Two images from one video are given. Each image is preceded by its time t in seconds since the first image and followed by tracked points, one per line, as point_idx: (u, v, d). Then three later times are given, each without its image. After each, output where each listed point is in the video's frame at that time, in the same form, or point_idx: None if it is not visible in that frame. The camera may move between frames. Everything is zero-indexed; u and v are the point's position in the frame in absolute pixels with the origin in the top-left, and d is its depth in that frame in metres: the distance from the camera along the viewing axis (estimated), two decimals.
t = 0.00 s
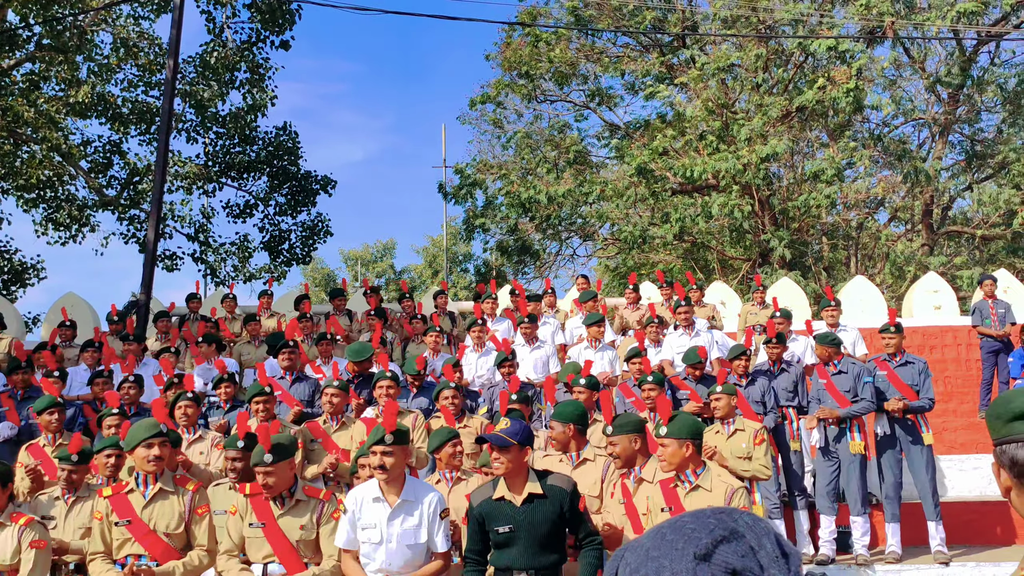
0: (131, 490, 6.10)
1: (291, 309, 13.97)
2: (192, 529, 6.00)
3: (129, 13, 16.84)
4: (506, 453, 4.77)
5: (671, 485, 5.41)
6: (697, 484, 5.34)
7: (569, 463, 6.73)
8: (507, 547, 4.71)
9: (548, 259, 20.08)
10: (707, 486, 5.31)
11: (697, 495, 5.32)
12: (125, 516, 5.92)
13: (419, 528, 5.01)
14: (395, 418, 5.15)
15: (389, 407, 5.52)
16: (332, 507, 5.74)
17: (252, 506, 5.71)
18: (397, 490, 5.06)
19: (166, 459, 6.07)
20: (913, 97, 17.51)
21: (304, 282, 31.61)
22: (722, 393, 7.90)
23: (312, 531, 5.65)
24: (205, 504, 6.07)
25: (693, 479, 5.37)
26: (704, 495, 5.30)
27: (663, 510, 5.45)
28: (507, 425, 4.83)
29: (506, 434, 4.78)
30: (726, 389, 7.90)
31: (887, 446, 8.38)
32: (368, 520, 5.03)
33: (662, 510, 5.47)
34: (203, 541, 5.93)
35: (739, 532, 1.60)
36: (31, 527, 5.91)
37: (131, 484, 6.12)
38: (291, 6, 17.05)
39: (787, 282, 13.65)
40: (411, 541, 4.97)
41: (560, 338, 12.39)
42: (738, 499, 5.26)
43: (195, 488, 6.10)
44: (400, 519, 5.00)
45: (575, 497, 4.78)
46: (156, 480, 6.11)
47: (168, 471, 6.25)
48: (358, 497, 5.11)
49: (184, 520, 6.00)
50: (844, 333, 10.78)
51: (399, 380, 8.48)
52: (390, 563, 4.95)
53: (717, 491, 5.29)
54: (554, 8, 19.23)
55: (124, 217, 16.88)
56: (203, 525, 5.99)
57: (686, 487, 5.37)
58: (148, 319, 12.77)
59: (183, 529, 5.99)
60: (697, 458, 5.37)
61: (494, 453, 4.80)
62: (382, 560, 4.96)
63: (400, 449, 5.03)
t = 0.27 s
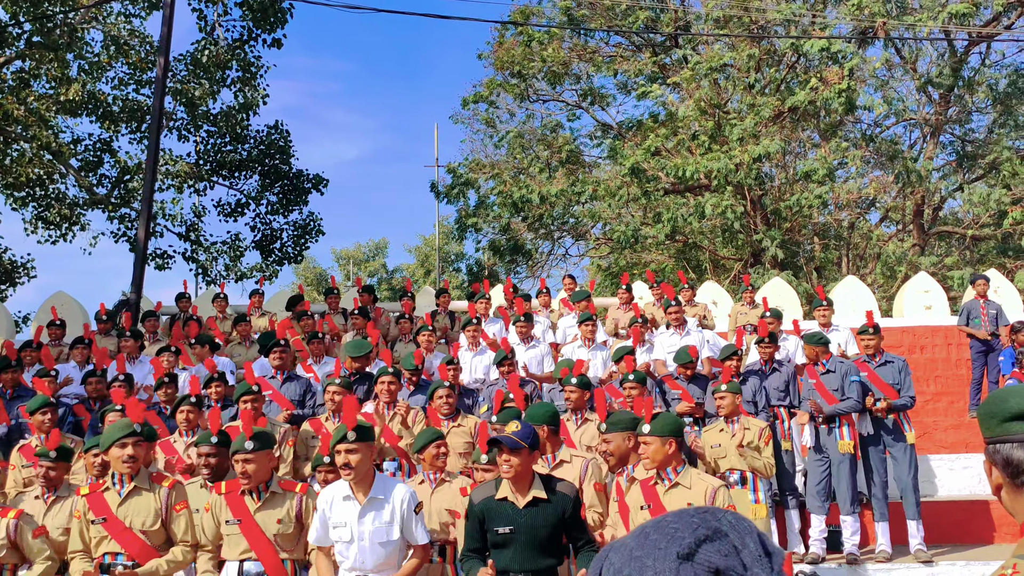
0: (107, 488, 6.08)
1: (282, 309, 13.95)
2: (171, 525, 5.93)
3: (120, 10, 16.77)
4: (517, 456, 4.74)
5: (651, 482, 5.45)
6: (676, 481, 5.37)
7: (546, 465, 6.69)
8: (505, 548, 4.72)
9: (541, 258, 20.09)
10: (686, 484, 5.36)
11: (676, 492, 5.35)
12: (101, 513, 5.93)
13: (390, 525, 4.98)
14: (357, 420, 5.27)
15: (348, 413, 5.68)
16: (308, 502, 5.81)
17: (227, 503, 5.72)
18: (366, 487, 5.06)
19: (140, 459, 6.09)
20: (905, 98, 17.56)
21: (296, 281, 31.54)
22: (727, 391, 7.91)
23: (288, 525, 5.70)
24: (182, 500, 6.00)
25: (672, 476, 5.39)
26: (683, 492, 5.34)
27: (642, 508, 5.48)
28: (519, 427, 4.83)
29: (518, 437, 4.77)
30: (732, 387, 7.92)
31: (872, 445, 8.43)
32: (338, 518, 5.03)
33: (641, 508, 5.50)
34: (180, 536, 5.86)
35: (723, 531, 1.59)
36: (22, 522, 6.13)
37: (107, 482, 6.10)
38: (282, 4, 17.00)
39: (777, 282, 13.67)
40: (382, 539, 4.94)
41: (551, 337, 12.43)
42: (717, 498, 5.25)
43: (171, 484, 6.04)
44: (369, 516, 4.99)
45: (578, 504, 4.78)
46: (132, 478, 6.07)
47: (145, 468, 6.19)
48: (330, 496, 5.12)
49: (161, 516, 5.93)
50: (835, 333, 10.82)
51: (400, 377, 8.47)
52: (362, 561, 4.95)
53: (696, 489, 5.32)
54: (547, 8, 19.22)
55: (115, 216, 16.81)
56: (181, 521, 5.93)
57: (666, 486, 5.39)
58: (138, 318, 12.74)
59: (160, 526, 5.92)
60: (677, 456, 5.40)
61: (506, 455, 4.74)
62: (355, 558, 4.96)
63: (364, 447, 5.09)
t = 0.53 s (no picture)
0: (88, 487, 6.09)
1: (284, 307, 13.99)
2: (151, 525, 5.99)
3: (124, 10, 16.80)
4: (516, 446, 4.80)
5: (637, 488, 5.46)
6: (663, 484, 5.41)
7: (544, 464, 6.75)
8: (499, 543, 4.75)
9: (543, 257, 20.12)
10: (673, 485, 5.40)
11: (664, 495, 5.40)
12: (83, 513, 5.91)
13: (359, 523, 5.02)
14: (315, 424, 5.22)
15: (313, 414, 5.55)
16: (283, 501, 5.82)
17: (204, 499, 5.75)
18: (333, 487, 5.09)
19: (116, 459, 6.14)
20: (908, 96, 17.55)
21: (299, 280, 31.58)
22: (734, 390, 7.95)
23: (262, 523, 5.71)
24: (163, 500, 6.06)
25: (658, 480, 5.44)
26: (671, 494, 5.39)
27: (630, 511, 5.50)
28: (517, 419, 4.89)
29: (519, 428, 4.86)
30: (739, 385, 7.96)
31: (877, 446, 8.40)
32: (308, 517, 5.08)
33: (628, 512, 5.56)
34: (159, 536, 5.93)
35: (727, 529, 1.60)
36: (34, 522, 6.10)
37: (88, 482, 6.11)
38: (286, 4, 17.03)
39: (780, 281, 13.65)
40: (351, 536, 4.99)
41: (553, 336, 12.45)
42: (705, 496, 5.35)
43: (152, 484, 6.10)
44: (337, 514, 5.03)
45: (573, 499, 4.78)
46: (112, 478, 6.11)
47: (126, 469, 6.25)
48: (298, 497, 5.16)
49: (142, 517, 5.99)
50: (838, 333, 10.83)
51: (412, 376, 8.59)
52: (334, 559, 5.01)
53: (683, 489, 5.38)
54: (549, 6, 19.23)
55: (119, 214, 16.85)
56: (161, 521, 5.99)
57: (653, 489, 5.43)
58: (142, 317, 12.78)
59: (141, 525, 5.98)
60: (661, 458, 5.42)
61: (507, 444, 4.81)
62: (326, 556, 5.02)
63: (326, 451, 5.08)
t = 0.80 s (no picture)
0: (100, 483, 6.07)
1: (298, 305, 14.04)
2: (158, 521, 5.92)
3: (140, 10, 16.90)
4: (497, 447, 4.81)
5: (650, 483, 5.47)
6: (675, 480, 5.44)
7: (567, 462, 6.66)
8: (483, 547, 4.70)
9: (555, 255, 20.13)
10: (685, 481, 5.42)
11: (676, 490, 5.41)
12: (94, 508, 5.92)
13: (364, 523, 5.03)
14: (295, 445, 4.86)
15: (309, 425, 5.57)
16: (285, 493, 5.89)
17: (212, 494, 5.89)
18: (335, 491, 5.03)
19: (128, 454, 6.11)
20: (924, 93, 17.43)
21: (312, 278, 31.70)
22: (739, 389, 7.95)
23: (266, 515, 5.90)
24: (171, 496, 5.97)
25: (671, 476, 5.45)
26: (683, 489, 5.40)
27: (642, 508, 5.50)
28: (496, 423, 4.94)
29: (500, 430, 4.90)
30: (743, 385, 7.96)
31: (900, 443, 8.30)
32: (313, 519, 5.09)
33: (641, 509, 5.52)
34: (165, 533, 5.84)
35: (750, 525, 1.60)
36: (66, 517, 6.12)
37: (99, 478, 6.08)
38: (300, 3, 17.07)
39: (795, 279, 13.60)
40: (354, 536, 4.99)
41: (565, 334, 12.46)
42: (716, 491, 5.38)
43: (161, 480, 6.02)
44: (340, 516, 5.01)
45: (552, 500, 4.74)
46: (121, 474, 6.06)
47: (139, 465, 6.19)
48: (303, 500, 5.18)
49: (150, 513, 5.92)
50: (853, 330, 10.79)
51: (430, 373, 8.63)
52: (340, 560, 5.01)
53: (696, 485, 5.40)
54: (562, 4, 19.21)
55: (136, 213, 16.94)
56: (168, 518, 5.91)
57: (665, 485, 5.45)
58: (158, 314, 12.87)
59: (149, 522, 5.92)
60: (674, 455, 5.47)
61: (488, 445, 4.83)
62: (333, 557, 5.02)
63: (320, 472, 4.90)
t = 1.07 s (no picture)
0: (135, 478, 6.10)
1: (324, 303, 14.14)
2: (192, 517, 5.98)
3: (168, 12, 17.10)
4: (505, 444, 4.78)
5: (684, 480, 5.46)
6: (710, 477, 5.40)
7: (606, 461, 6.72)
8: (497, 543, 4.78)
9: (579, 253, 20.12)
10: (720, 478, 5.38)
11: (710, 487, 5.37)
12: (129, 502, 5.96)
13: (399, 518, 5.06)
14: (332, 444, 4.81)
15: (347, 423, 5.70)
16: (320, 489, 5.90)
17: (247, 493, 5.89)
18: (370, 486, 5.04)
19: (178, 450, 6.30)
20: (954, 88, 17.22)
21: (337, 276, 31.92)
22: (754, 388, 7.89)
23: (301, 511, 5.81)
24: (204, 493, 6.03)
25: (706, 473, 5.43)
26: (717, 487, 5.36)
27: (676, 506, 5.46)
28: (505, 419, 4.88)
29: (506, 426, 4.82)
30: (758, 384, 7.90)
31: (940, 442, 8.22)
32: (346, 516, 5.08)
33: (675, 506, 5.47)
34: (197, 530, 5.91)
35: (791, 525, 1.61)
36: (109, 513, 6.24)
37: (134, 473, 6.12)
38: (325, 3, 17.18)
39: (822, 276, 13.52)
40: (390, 532, 5.02)
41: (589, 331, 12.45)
42: (752, 490, 5.29)
43: (195, 476, 6.07)
44: (375, 512, 5.03)
45: (565, 495, 4.73)
46: (156, 470, 6.14)
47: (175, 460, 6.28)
48: (335, 495, 5.15)
49: (184, 509, 5.99)
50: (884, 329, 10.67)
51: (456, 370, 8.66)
52: (376, 555, 5.04)
53: (730, 483, 5.35)
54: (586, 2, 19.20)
55: (165, 213, 17.15)
56: (201, 513, 5.97)
57: (700, 482, 5.42)
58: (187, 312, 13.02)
59: (183, 517, 5.98)
60: (709, 452, 5.44)
61: (494, 442, 4.79)
62: (369, 552, 5.05)
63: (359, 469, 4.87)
